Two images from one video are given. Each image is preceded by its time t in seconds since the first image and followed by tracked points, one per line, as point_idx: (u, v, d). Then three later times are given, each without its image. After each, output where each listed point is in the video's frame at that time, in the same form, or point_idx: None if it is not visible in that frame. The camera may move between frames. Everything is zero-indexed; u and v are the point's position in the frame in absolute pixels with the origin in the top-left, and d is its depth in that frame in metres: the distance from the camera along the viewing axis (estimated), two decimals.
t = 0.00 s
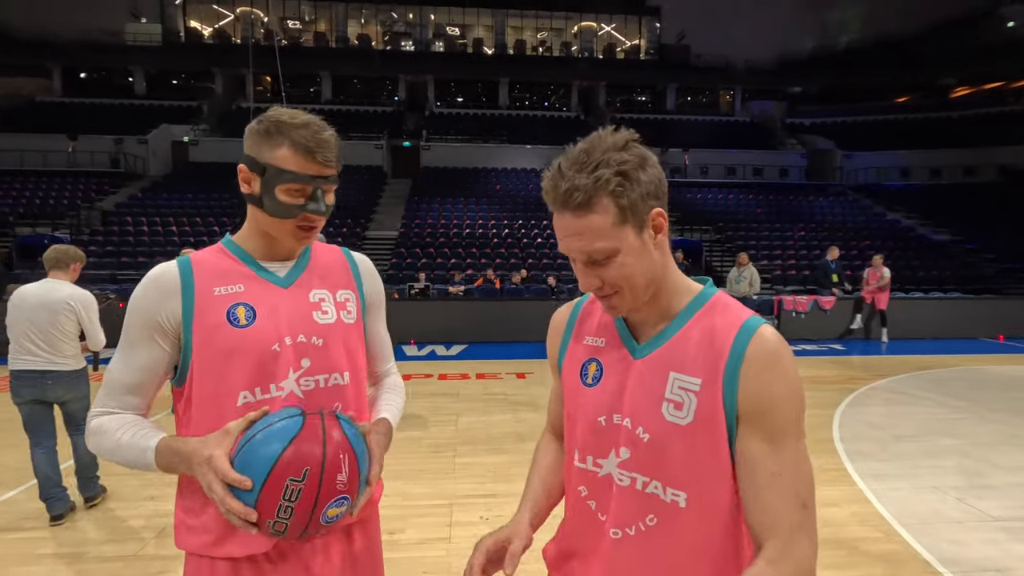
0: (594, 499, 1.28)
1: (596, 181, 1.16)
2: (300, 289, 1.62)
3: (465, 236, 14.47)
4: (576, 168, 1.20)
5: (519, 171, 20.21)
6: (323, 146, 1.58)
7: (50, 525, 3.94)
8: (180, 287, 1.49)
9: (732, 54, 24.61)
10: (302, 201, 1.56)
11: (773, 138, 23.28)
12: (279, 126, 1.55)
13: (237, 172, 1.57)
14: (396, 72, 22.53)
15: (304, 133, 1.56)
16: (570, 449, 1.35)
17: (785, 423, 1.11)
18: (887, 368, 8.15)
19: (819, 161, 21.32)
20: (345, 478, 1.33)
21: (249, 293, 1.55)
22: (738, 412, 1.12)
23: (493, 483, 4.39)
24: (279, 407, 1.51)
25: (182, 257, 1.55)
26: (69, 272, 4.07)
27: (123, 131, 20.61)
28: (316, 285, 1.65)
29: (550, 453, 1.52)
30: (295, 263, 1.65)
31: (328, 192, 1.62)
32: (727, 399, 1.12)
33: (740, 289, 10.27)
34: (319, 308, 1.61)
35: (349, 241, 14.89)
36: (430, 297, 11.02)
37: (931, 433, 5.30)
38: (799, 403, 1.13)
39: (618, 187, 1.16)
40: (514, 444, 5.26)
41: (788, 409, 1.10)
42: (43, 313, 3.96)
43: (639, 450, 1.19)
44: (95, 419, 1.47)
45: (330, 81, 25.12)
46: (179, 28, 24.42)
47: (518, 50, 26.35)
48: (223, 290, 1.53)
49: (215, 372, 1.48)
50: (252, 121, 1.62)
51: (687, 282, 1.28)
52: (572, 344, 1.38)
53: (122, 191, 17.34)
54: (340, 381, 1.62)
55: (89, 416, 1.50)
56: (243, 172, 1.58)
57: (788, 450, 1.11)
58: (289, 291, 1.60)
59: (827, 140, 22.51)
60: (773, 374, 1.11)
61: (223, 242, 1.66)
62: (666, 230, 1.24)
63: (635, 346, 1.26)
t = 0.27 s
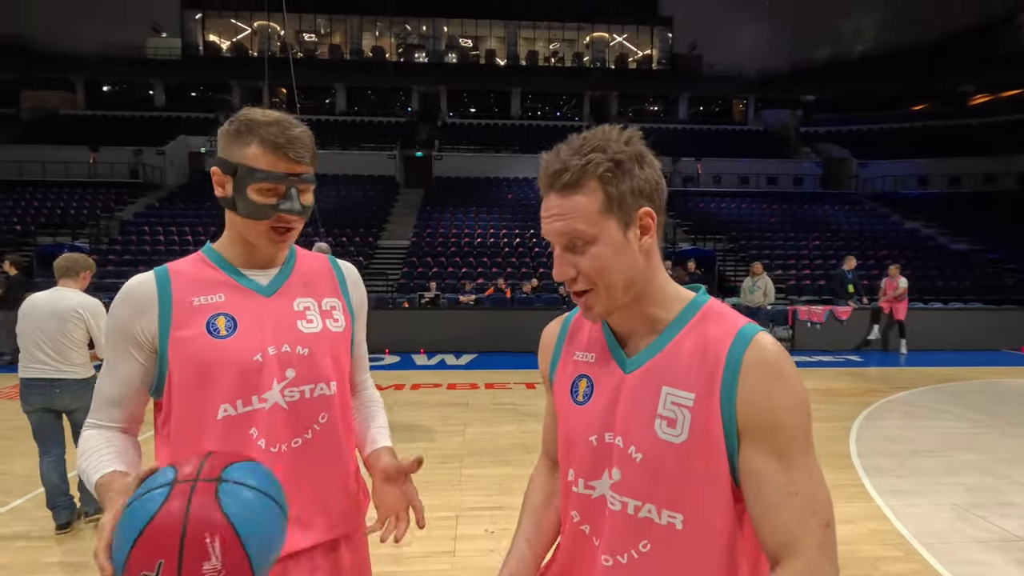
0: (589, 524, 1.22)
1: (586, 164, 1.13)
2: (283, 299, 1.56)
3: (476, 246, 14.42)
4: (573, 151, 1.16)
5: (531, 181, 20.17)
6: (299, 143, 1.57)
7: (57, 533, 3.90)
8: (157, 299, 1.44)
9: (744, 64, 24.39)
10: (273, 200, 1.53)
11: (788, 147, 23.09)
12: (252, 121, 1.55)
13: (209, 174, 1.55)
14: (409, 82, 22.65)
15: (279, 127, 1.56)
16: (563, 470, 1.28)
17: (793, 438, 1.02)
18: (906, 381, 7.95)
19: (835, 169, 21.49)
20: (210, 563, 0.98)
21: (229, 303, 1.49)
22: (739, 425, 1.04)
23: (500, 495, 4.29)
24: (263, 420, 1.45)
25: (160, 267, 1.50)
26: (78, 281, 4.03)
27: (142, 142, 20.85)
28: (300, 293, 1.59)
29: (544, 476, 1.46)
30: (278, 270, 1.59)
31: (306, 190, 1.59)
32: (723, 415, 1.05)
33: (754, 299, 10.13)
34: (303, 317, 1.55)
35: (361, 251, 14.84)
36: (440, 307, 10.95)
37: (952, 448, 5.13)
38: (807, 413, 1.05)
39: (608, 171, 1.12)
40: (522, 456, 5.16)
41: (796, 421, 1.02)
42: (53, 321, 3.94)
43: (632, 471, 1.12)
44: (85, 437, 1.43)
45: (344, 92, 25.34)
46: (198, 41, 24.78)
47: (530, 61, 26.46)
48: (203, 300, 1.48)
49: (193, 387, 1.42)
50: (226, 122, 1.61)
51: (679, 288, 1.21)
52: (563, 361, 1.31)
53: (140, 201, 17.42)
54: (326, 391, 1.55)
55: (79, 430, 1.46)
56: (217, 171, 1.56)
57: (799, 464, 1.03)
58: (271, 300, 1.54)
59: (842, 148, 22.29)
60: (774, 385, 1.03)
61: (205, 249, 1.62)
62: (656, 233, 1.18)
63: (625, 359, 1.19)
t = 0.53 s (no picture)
0: (578, 559, 1.15)
1: (566, 183, 1.10)
2: (262, 321, 1.47)
3: (485, 254, 14.37)
4: (558, 169, 1.13)
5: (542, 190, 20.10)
6: (275, 149, 1.53)
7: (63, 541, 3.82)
8: (132, 322, 1.37)
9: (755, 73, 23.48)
10: (260, 203, 1.48)
11: (801, 155, 22.91)
12: (222, 134, 1.50)
13: (185, 192, 1.48)
14: (420, 92, 22.75)
15: (245, 136, 1.51)
16: (552, 499, 1.22)
17: (782, 468, 1.00)
18: (922, 393, 7.75)
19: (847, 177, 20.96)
20: None
21: (208, 324, 1.42)
22: (728, 451, 1.02)
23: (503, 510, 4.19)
24: (242, 446, 1.38)
25: (135, 288, 1.42)
26: (88, 292, 3.70)
27: (157, 152, 21.06)
28: (283, 312, 1.51)
29: (530, 504, 1.38)
30: (260, 288, 1.52)
31: (286, 192, 1.55)
32: (712, 439, 1.02)
33: (765, 309, 10.05)
34: (286, 337, 1.47)
35: (372, 260, 14.84)
36: (449, 316, 10.89)
37: (970, 464, 4.96)
38: (799, 440, 1.03)
39: (589, 192, 1.08)
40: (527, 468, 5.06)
41: (785, 448, 1.00)
42: (60, 331, 3.48)
43: (622, 503, 1.08)
44: (52, 457, 1.39)
45: (356, 103, 25.53)
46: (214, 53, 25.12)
47: (541, 70, 26.51)
48: (181, 322, 1.40)
49: (167, 413, 1.34)
50: (195, 136, 1.56)
51: (667, 308, 1.18)
52: (552, 388, 1.25)
53: (155, 211, 17.56)
54: (311, 414, 1.48)
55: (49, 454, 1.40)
56: (192, 187, 1.49)
57: (786, 496, 1.01)
58: (253, 321, 1.46)
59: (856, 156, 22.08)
60: (765, 409, 1.01)
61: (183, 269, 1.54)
62: (642, 255, 1.13)
63: (614, 385, 1.14)
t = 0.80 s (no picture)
0: None
1: (589, 221, 1.04)
2: (271, 358, 1.41)
3: (491, 261, 14.36)
4: (584, 206, 1.07)
5: (549, 196, 20.06)
6: (281, 189, 1.46)
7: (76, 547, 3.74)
8: (140, 361, 1.31)
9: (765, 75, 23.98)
10: (266, 243, 1.40)
11: (810, 159, 22.78)
12: (227, 174, 1.42)
13: (191, 233, 1.41)
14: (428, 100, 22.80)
15: (250, 174, 1.44)
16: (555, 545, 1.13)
17: (798, 540, 0.90)
18: (936, 404, 7.61)
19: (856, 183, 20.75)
20: None
21: (216, 363, 1.36)
22: (746, 520, 0.92)
23: (511, 525, 4.11)
24: (251, 485, 1.31)
25: (144, 327, 1.37)
26: (102, 306, 3.51)
27: (167, 159, 21.17)
28: (291, 347, 1.44)
29: (540, 547, 1.30)
30: (266, 326, 1.45)
31: (292, 230, 1.47)
32: (726, 504, 0.93)
33: (771, 318, 9.85)
34: (293, 374, 1.40)
35: (379, 266, 14.83)
36: (456, 323, 10.83)
37: (987, 480, 4.84)
38: (820, 510, 0.92)
39: (611, 232, 1.03)
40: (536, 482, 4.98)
41: (806, 518, 0.90)
42: (74, 347, 3.41)
43: (630, 560, 0.99)
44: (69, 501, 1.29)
45: (364, 109, 25.68)
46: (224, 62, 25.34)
47: (548, 76, 26.57)
48: (188, 362, 1.34)
49: (177, 456, 1.28)
50: (201, 176, 1.49)
51: (682, 359, 1.09)
52: (558, 429, 1.17)
53: (166, 218, 17.59)
54: (317, 451, 1.39)
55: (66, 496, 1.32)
56: (198, 229, 1.42)
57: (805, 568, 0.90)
58: (260, 358, 1.40)
59: (865, 161, 21.89)
60: (781, 477, 0.90)
61: (191, 306, 1.48)
62: (661, 302, 1.06)
63: (624, 436, 1.05)
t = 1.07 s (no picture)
0: None
1: (620, 215, 1.10)
2: (294, 354, 1.46)
3: (498, 265, 14.37)
4: (619, 200, 1.13)
5: (555, 200, 20.05)
6: (307, 192, 1.51)
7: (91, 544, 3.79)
8: (171, 357, 1.38)
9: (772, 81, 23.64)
10: (293, 243, 1.45)
11: (818, 162, 22.70)
12: (255, 178, 1.48)
13: (222, 234, 1.48)
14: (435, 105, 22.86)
15: (277, 177, 1.49)
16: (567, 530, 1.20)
17: (807, 527, 0.96)
18: (947, 408, 7.55)
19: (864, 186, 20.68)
20: None
21: (241, 358, 1.42)
22: (753, 513, 0.98)
23: (519, 527, 4.11)
24: (270, 478, 1.36)
25: (177, 322, 1.44)
26: (119, 309, 3.54)
27: (177, 165, 21.35)
28: (312, 345, 1.48)
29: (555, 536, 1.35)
30: (290, 323, 1.50)
31: (316, 231, 1.52)
32: (736, 496, 0.98)
33: (776, 322, 9.87)
34: (314, 371, 1.44)
35: (386, 270, 14.89)
36: (464, 327, 10.87)
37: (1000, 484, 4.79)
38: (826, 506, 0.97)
39: (641, 227, 1.08)
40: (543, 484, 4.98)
41: (814, 510, 0.96)
42: (92, 350, 3.44)
43: (637, 544, 1.05)
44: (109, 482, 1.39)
45: (372, 115, 25.82)
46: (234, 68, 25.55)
47: (555, 81, 26.63)
48: (215, 357, 1.41)
49: (203, 447, 1.34)
50: (232, 180, 1.56)
51: (696, 356, 1.14)
52: (570, 418, 1.22)
53: (175, 223, 17.70)
54: (336, 447, 1.43)
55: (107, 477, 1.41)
56: (229, 230, 1.48)
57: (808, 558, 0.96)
58: (283, 355, 1.45)
59: (874, 164, 21.80)
60: (790, 475, 0.96)
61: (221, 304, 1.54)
62: (682, 299, 1.11)
63: (636, 427, 1.11)
